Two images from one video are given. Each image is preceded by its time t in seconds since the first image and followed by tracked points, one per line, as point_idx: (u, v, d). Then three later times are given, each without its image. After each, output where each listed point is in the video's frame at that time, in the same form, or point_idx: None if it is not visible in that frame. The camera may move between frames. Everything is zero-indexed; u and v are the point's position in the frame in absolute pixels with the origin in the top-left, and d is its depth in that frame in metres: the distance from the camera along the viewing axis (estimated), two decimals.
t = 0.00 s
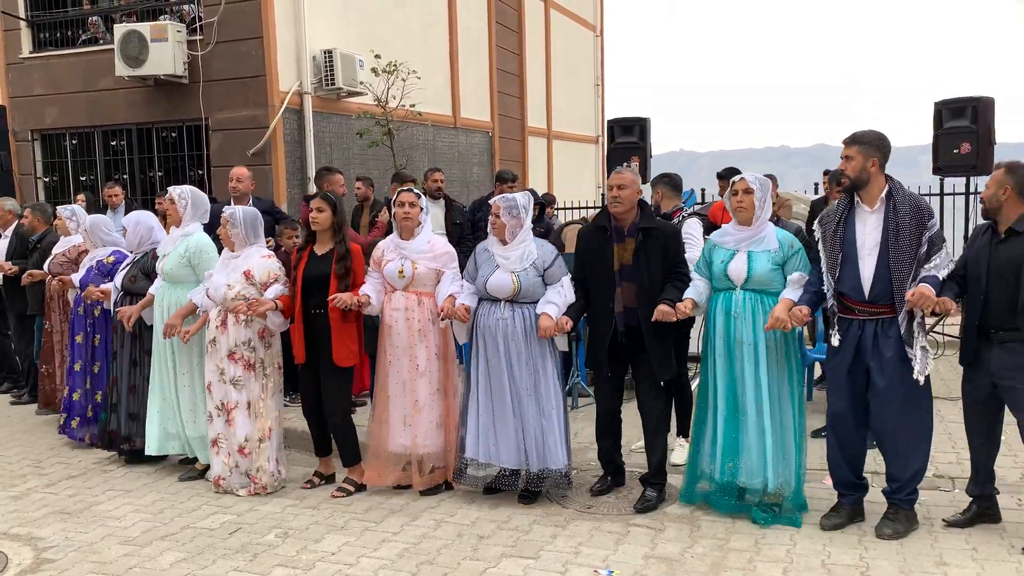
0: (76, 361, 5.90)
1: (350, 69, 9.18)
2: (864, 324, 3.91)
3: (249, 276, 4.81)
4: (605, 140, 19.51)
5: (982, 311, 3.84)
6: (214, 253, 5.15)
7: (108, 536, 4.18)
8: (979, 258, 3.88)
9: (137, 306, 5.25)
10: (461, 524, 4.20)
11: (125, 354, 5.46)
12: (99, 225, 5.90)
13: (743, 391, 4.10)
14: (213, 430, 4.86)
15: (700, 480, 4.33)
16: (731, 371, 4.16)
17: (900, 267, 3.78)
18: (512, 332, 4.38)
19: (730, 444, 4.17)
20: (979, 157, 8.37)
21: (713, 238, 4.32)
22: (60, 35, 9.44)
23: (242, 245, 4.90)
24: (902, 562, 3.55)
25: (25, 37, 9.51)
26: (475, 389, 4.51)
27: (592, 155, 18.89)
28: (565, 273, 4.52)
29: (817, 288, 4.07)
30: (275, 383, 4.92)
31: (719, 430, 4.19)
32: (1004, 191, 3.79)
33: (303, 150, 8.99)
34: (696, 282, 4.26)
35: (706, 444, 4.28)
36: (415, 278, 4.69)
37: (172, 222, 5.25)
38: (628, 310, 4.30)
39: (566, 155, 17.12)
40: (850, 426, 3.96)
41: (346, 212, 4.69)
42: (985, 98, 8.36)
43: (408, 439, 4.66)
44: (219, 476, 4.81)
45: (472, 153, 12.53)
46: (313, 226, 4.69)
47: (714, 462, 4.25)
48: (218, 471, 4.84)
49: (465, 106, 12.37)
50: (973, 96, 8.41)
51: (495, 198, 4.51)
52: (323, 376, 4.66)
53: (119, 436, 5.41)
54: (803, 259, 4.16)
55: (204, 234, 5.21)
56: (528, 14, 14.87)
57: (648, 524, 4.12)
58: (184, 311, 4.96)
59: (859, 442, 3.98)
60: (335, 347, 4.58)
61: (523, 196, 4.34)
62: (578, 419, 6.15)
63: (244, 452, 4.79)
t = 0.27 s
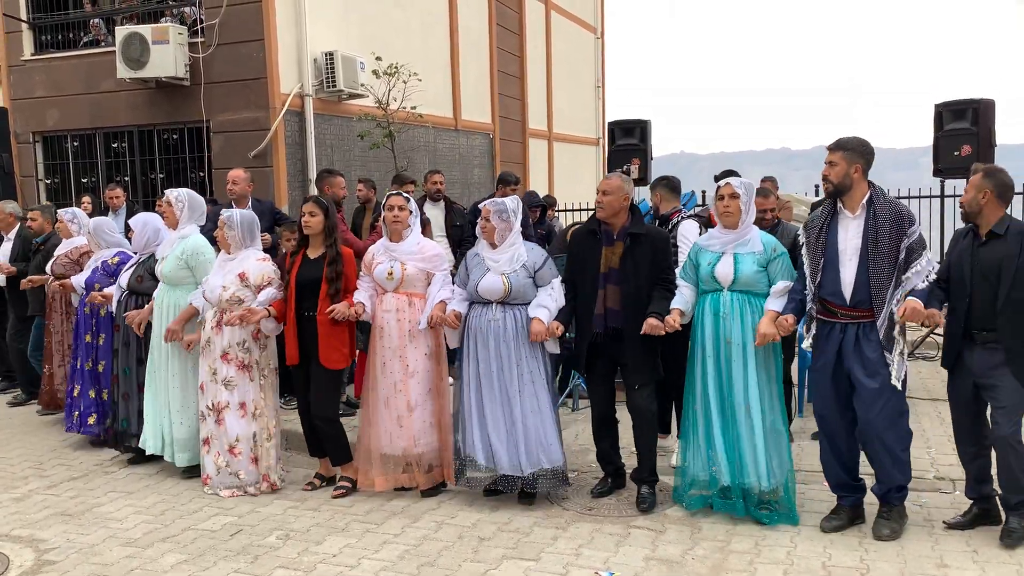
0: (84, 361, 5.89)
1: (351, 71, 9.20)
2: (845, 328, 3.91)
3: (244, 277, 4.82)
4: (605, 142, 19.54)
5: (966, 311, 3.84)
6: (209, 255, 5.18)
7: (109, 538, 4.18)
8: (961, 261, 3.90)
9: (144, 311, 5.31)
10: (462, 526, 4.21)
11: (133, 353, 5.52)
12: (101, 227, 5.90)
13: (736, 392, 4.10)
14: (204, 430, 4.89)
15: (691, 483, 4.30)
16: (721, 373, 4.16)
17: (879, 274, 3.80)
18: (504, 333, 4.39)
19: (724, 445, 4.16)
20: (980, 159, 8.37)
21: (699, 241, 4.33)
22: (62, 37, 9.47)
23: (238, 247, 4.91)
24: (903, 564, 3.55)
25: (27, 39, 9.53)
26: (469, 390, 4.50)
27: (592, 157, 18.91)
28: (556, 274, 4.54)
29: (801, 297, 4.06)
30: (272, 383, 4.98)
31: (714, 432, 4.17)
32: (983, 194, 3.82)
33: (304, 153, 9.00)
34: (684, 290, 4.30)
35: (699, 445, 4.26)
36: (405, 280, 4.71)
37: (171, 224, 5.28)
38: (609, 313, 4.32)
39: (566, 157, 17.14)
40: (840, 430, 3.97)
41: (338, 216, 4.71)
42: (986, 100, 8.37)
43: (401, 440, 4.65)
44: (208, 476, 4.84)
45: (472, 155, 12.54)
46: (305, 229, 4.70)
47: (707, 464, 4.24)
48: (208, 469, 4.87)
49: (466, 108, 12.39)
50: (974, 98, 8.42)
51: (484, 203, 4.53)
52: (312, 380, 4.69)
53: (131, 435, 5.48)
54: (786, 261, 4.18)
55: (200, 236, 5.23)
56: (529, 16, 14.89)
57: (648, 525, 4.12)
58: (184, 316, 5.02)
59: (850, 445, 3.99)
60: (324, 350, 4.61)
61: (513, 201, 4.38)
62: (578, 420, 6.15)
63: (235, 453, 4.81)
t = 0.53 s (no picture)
0: (84, 361, 5.98)
1: (352, 73, 9.20)
2: (842, 326, 3.91)
3: (243, 276, 4.82)
4: (606, 144, 19.54)
5: (961, 311, 3.85)
6: (207, 253, 5.17)
7: (110, 539, 4.18)
8: (957, 261, 3.89)
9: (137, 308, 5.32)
10: (462, 527, 4.20)
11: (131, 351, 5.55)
12: (107, 228, 5.91)
13: (731, 390, 4.12)
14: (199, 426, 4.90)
15: (686, 481, 4.31)
16: (714, 371, 4.18)
17: (874, 272, 3.80)
18: (500, 332, 4.40)
19: (719, 443, 4.19)
20: (981, 161, 8.36)
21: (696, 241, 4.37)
22: (64, 38, 9.48)
23: (236, 246, 4.91)
24: (904, 566, 3.55)
25: (28, 41, 9.54)
26: (465, 390, 4.49)
27: (593, 159, 18.92)
28: (553, 273, 4.55)
29: (796, 290, 4.08)
30: (268, 380, 5.02)
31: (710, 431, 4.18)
32: (977, 196, 3.82)
33: (305, 154, 8.99)
34: (683, 286, 4.31)
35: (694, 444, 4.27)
36: (402, 278, 4.71)
37: (171, 224, 5.29)
38: (605, 312, 4.30)
39: (567, 159, 17.14)
40: (839, 428, 3.98)
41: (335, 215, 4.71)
42: (987, 102, 8.36)
43: (396, 440, 4.63)
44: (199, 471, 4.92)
45: (473, 157, 12.54)
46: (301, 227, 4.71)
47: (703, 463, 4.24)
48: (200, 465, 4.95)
49: (466, 110, 12.39)
50: (975, 100, 8.42)
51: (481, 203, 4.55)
52: (310, 377, 4.70)
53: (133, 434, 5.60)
54: (782, 260, 4.20)
55: (200, 236, 5.25)
56: (530, 18, 14.90)
57: (648, 527, 4.12)
58: (167, 313, 5.04)
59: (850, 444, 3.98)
60: (319, 346, 4.61)
61: (510, 200, 4.39)
62: (578, 422, 6.15)
63: (225, 451, 4.82)
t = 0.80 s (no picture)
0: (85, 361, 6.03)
1: (352, 74, 9.21)
2: (844, 327, 3.91)
3: (246, 277, 4.82)
4: (605, 146, 19.54)
5: (961, 313, 3.86)
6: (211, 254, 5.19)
7: (109, 540, 4.18)
8: (958, 263, 3.90)
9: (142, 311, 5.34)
10: (461, 529, 4.20)
11: (132, 352, 5.58)
12: (111, 229, 5.98)
13: (730, 390, 4.14)
14: (202, 427, 4.89)
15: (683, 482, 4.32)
16: (712, 372, 4.21)
17: (878, 272, 3.80)
18: (500, 332, 4.41)
19: (716, 443, 4.20)
20: (981, 164, 8.36)
21: (696, 242, 4.39)
22: (64, 40, 9.48)
23: (237, 247, 4.92)
24: (903, 569, 3.54)
25: (28, 42, 9.54)
26: (462, 390, 4.48)
27: (593, 161, 18.92)
28: (552, 274, 4.56)
29: (796, 290, 4.10)
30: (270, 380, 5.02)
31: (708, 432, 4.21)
32: (978, 198, 3.82)
33: (304, 155, 8.99)
34: (683, 288, 4.33)
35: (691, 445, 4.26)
36: (405, 280, 4.70)
37: (171, 224, 5.29)
38: (607, 314, 4.32)
39: (567, 161, 17.15)
40: (839, 430, 3.97)
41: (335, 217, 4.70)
42: (987, 104, 8.36)
43: (395, 440, 4.61)
44: (200, 470, 4.93)
45: (473, 158, 12.55)
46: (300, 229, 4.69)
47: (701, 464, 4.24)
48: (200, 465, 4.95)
49: (466, 111, 12.39)
50: (974, 102, 8.42)
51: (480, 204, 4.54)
52: (312, 377, 4.69)
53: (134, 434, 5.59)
54: (782, 260, 4.21)
55: (201, 237, 5.26)
56: (530, 19, 14.91)
57: (648, 529, 4.12)
58: (179, 317, 5.02)
59: (849, 446, 3.98)
60: (321, 347, 4.61)
61: (510, 201, 4.39)
62: (578, 423, 6.15)
63: (229, 451, 4.82)
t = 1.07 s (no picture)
0: (89, 360, 6.06)
1: (349, 77, 9.21)
2: (850, 329, 3.92)
3: (246, 280, 4.81)
4: (602, 148, 19.56)
5: (968, 314, 3.87)
6: (209, 255, 5.18)
7: (105, 543, 4.17)
8: (964, 265, 3.92)
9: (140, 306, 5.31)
10: (458, 531, 4.20)
11: (136, 354, 5.57)
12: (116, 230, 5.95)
13: (734, 394, 4.15)
14: (204, 430, 4.89)
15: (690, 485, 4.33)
16: (716, 376, 4.22)
17: (884, 275, 3.80)
18: (501, 336, 4.42)
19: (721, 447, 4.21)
20: (977, 166, 8.38)
21: (698, 245, 4.38)
22: (61, 41, 9.47)
23: (239, 250, 4.91)
24: (900, 571, 3.55)
25: (25, 43, 9.53)
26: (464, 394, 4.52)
27: (590, 163, 18.94)
28: (555, 276, 4.57)
29: (805, 286, 4.11)
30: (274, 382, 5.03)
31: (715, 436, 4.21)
32: (984, 201, 3.83)
33: (302, 158, 8.99)
34: (688, 288, 4.34)
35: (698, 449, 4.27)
36: (409, 283, 4.71)
37: (169, 226, 5.28)
38: (612, 318, 4.31)
39: (564, 163, 17.16)
40: (844, 434, 3.96)
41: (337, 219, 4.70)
42: (983, 107, 8.38)
43: (402, 443, 4.63)
44: (201, 473, 4.91)
45: (470, 161, 12.55)
46: (303, 232, 4.69)
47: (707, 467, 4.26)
48: (202, 468, 4.94)
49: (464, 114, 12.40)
50: (970, 105, 8.44)
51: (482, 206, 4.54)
52: (317, 380, 4.67)
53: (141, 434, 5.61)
54: (786, 260, 4.26)
55: (200, 238, 5.25)
56: (527, 22, 14.93)
57: (645, 531, 4.12)
58: (178, 312, 5.03)
59: (849, 448, 3.98)
60: (325, 350, 4.59)
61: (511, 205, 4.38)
62: (575, 426, 6.15)
63: (240, 454, 4.85)
